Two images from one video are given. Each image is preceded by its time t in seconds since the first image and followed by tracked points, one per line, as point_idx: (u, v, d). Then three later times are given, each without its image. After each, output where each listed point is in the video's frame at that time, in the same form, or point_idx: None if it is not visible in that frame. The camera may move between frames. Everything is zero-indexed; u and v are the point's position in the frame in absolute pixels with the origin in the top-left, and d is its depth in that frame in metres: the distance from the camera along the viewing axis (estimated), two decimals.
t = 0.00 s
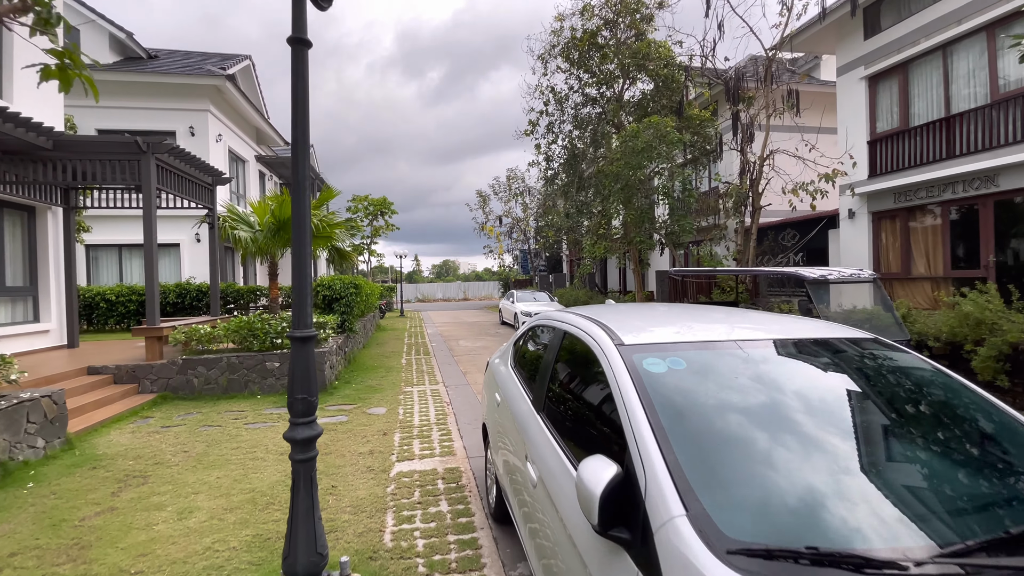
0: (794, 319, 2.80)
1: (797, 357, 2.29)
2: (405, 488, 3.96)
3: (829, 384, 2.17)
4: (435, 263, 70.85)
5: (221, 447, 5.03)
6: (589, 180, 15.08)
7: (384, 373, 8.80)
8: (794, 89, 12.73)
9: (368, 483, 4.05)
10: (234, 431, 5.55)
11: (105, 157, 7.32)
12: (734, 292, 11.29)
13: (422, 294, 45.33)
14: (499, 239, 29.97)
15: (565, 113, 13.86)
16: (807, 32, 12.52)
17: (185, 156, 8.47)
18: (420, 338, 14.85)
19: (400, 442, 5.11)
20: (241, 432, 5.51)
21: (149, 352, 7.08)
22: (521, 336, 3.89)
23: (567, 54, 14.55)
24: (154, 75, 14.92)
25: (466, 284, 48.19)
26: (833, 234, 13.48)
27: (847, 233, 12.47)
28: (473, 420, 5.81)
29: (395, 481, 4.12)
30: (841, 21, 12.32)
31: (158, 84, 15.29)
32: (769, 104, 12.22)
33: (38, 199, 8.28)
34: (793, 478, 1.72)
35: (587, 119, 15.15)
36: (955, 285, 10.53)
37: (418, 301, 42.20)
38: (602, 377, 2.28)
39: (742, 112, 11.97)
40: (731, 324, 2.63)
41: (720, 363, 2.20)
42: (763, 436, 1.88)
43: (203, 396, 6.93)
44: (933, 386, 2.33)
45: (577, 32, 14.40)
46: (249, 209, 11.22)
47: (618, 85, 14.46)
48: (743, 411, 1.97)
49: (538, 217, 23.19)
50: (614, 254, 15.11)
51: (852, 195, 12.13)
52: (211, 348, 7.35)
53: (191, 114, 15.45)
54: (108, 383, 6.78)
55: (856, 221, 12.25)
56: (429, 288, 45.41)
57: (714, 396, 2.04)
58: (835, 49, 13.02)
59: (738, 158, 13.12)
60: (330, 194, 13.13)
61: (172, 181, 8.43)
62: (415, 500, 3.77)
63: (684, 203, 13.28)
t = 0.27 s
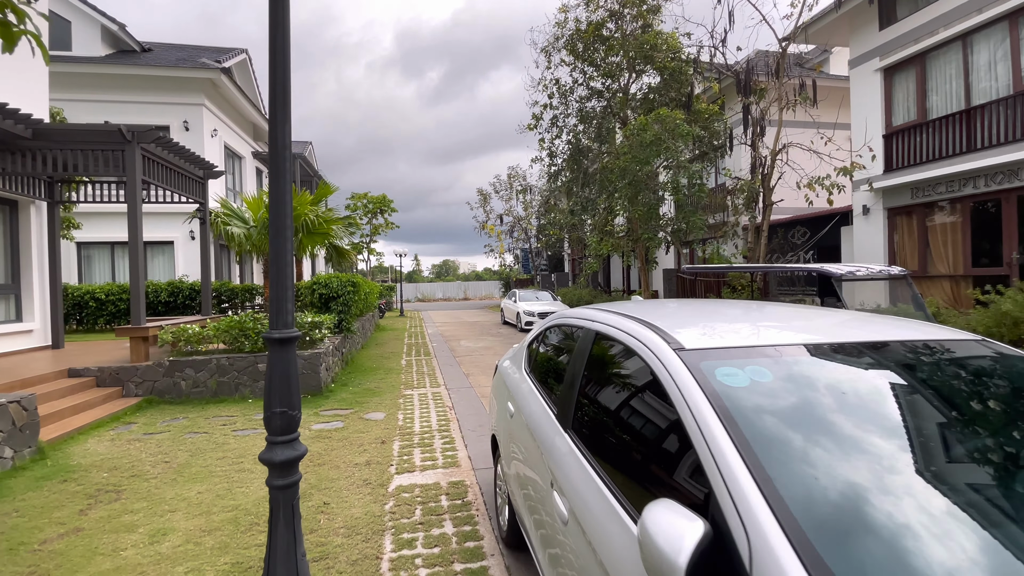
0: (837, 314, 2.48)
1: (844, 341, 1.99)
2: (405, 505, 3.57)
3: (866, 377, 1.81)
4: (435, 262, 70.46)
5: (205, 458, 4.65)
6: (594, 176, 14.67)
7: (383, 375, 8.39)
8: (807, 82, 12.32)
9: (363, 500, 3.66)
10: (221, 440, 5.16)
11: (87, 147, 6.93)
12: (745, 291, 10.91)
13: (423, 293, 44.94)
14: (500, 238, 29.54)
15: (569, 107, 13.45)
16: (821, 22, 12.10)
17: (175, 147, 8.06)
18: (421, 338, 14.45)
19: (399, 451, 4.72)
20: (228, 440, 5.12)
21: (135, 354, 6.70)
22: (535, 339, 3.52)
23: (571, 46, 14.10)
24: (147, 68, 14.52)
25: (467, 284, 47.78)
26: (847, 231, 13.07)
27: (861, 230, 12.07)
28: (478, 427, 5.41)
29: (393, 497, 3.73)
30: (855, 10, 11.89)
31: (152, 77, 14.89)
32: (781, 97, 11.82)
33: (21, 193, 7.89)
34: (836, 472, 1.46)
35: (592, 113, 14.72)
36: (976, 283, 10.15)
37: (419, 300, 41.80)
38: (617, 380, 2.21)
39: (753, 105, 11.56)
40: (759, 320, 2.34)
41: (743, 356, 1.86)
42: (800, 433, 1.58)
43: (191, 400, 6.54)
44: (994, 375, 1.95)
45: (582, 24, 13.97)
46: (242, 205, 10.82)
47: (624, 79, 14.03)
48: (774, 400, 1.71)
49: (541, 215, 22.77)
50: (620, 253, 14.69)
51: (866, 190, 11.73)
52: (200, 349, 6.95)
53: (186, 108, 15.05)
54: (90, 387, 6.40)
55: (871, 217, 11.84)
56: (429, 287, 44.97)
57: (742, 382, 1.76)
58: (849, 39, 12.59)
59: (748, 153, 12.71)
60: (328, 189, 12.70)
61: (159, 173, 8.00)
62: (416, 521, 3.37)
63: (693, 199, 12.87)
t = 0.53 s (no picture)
0: (876, 326, 2.23)
1: (893, 349, 1.74)
2: (404, 537, 3.19)
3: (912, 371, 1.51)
4: (435, 262, 70.06)
5: (187, 477, 4.27)
6: (598, 175, 14.27)
7: (381, 382, 8.00)
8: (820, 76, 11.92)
9: (357, 531, 3.28)
10: (206, 455, 4.78)
11: (69, 141, 6.56)
12: (757, 293, 10.54)
13: (423, 294, 44.55)
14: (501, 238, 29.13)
15: (574, 104, 13.04)
16: (834, 14, 11.71)
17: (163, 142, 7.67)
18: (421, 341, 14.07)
19: (397, 470, 4.33)
20: (212, 456, 4.73)
21: (118, 361, 6.31)
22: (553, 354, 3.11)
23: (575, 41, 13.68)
24: (140, 63, 14.13)
25: (467, 284, 47.39)
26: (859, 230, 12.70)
27: (875, 229, 11.69)
28: (482, 440, 5.03)
29: (391, 526, 3.35)
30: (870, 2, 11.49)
31: (145, 73, 14.51)
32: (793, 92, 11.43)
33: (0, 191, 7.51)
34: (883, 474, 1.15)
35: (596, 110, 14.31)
36: (997, 284, 9.78)
37: (418, 301, 41.41)
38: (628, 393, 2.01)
39: (764, 101, 11.17)
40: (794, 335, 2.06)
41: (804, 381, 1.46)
42: (842, 430, 1.25)
43: (177, 410, 6.16)
44: None
45: (586, 18, 13.55)
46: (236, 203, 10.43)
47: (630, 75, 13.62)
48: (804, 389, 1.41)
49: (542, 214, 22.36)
50: (626, 253, 14.30)
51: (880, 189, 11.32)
52: (187, 355, 6.57)
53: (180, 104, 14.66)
54: (70, 396, 6.03)
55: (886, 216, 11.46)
56: (429, 287, 44.58)
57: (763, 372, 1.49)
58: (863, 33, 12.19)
59: (759, 150, 12.32)
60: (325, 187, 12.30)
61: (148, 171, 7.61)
62: (416, 557, 2.98)
63: (701, 198, 12.48)
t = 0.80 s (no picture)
0: (902, 314, 2.00)
1: (927, 335, 1.53)
2: (397, 563, 2.82)
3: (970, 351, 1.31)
4: (435, 262, 69.71)
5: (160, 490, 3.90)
6: (601, 171, 13.86)
7: (377, 383, 7.63)
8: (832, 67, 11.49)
9: (345, 554, 2.91)
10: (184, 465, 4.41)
11: (46, 127, 6.20)
12: (768, 291, 10.18)
13: (422, 293, 44.19)
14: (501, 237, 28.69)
15: (577, 98, 12.61)
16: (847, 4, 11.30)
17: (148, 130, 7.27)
18: (419, 341, 13.69)
19: (392, 482, 3.95)
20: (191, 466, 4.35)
21: (96, 363, 5.95)
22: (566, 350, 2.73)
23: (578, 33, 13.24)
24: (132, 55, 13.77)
25: (467, 283, 46.97)
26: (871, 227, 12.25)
27: (889, 225, 11.30)
28: (484, 447, 4.65)
29: (383, 550, 2.97)
30: None
31: (137, 65, 14.15)
32: (805, 83, 11.01)
33: None
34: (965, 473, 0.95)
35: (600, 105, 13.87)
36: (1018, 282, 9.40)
37: (418, 300, 41.00)
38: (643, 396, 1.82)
39: (774, 93, 10.80)
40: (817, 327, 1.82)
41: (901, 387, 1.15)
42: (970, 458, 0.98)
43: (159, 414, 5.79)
44: None
45: (590, 9, 13.11)
46: (227, 198, 10.06)
47: (634, 67, 13.18)
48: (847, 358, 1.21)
49: (544, 212, 21.94)
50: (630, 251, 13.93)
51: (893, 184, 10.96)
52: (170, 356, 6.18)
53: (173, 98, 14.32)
54: (45, 399, 5.67)
55: (901, 212, 11.05)
56: (428, 287, 44.21)
57: (794, 352, 1.31)
58: (876, 23, 11.79)
59: (768, 145, 11.94)
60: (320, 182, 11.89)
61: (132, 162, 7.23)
62: None
63: (709, 194, 12.10)
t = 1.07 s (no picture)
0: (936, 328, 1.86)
1: (967, 350, 1.39)
2: None
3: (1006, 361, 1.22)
4: (434, 262, 69.25)
5: (129, 519, 3.50)
6: (606, 170, 13.43)
7: (373, 392, 7.22)
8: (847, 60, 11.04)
9: None
10: (159, 488, 4.01)
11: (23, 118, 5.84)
12: (781, 294, 9.78)
13: (422, 294, 43.77)
14: (502, 237, 28.25)
15: (582, 94, 12.17)
16: None
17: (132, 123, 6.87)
18: (419, 345, 13.29)
19: (387, 509, 3.56)
20: (166, 490, 3.95)
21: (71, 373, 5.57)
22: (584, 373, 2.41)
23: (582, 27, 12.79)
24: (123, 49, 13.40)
25: (467, 284, 46.51)
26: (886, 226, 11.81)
27: (906, 225, 10.89)
28: (489, 467, 4.26)
29: None
30: None
31: (130, 60, 13.78)
32: (819, 78, 10.59)
33: None
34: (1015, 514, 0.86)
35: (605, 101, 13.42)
36: None
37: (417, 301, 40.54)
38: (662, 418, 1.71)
39: (788, 88, 10.39)
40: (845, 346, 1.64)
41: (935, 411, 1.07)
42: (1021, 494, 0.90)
43: (138, 427, 5.39)
44: None
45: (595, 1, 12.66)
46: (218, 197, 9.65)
47: (641, 62, 12.73)
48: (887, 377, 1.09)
49: (546, 212, 21.50)
50: (636, 252, 13.52)
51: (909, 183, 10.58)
52: (152, 365, 5.78)
53: (165, 94, 13.93)
54: (17, 412, 5.28)
55: (918, 211, 10.65)
56: (428, 287, 43.77)
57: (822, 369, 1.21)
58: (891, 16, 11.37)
59: (780, 142, 11.53)
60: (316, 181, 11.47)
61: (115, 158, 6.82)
62: None
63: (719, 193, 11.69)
